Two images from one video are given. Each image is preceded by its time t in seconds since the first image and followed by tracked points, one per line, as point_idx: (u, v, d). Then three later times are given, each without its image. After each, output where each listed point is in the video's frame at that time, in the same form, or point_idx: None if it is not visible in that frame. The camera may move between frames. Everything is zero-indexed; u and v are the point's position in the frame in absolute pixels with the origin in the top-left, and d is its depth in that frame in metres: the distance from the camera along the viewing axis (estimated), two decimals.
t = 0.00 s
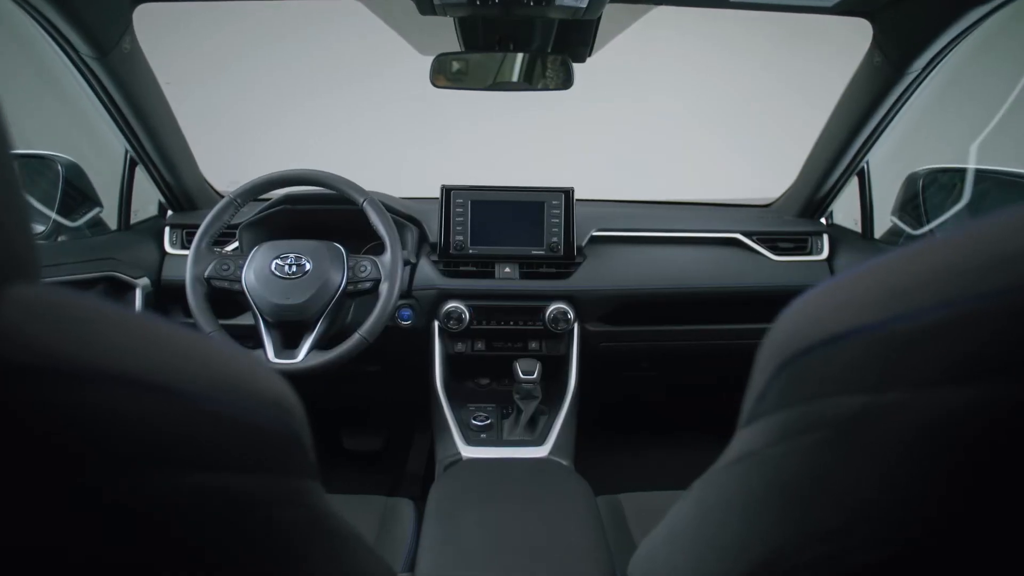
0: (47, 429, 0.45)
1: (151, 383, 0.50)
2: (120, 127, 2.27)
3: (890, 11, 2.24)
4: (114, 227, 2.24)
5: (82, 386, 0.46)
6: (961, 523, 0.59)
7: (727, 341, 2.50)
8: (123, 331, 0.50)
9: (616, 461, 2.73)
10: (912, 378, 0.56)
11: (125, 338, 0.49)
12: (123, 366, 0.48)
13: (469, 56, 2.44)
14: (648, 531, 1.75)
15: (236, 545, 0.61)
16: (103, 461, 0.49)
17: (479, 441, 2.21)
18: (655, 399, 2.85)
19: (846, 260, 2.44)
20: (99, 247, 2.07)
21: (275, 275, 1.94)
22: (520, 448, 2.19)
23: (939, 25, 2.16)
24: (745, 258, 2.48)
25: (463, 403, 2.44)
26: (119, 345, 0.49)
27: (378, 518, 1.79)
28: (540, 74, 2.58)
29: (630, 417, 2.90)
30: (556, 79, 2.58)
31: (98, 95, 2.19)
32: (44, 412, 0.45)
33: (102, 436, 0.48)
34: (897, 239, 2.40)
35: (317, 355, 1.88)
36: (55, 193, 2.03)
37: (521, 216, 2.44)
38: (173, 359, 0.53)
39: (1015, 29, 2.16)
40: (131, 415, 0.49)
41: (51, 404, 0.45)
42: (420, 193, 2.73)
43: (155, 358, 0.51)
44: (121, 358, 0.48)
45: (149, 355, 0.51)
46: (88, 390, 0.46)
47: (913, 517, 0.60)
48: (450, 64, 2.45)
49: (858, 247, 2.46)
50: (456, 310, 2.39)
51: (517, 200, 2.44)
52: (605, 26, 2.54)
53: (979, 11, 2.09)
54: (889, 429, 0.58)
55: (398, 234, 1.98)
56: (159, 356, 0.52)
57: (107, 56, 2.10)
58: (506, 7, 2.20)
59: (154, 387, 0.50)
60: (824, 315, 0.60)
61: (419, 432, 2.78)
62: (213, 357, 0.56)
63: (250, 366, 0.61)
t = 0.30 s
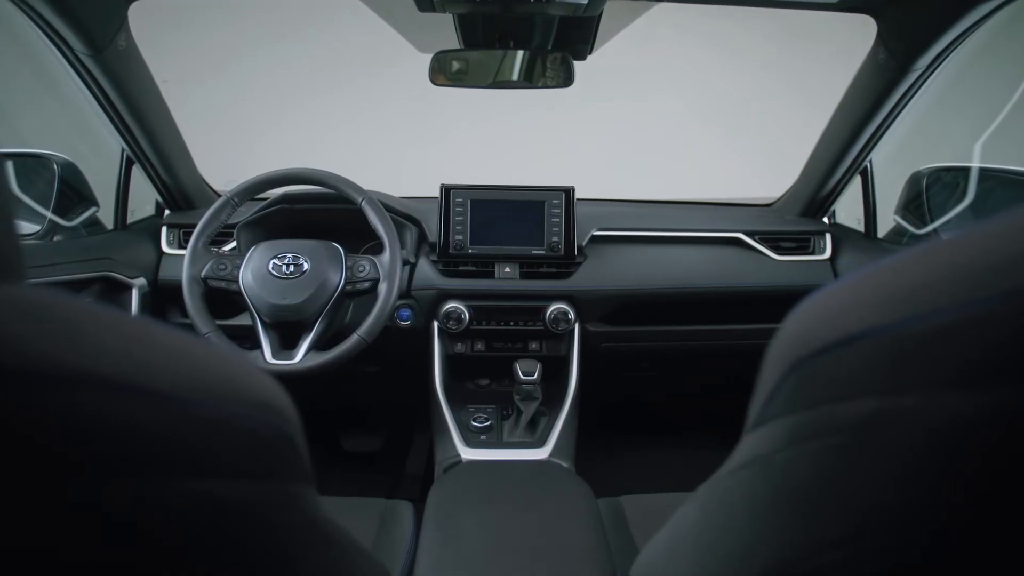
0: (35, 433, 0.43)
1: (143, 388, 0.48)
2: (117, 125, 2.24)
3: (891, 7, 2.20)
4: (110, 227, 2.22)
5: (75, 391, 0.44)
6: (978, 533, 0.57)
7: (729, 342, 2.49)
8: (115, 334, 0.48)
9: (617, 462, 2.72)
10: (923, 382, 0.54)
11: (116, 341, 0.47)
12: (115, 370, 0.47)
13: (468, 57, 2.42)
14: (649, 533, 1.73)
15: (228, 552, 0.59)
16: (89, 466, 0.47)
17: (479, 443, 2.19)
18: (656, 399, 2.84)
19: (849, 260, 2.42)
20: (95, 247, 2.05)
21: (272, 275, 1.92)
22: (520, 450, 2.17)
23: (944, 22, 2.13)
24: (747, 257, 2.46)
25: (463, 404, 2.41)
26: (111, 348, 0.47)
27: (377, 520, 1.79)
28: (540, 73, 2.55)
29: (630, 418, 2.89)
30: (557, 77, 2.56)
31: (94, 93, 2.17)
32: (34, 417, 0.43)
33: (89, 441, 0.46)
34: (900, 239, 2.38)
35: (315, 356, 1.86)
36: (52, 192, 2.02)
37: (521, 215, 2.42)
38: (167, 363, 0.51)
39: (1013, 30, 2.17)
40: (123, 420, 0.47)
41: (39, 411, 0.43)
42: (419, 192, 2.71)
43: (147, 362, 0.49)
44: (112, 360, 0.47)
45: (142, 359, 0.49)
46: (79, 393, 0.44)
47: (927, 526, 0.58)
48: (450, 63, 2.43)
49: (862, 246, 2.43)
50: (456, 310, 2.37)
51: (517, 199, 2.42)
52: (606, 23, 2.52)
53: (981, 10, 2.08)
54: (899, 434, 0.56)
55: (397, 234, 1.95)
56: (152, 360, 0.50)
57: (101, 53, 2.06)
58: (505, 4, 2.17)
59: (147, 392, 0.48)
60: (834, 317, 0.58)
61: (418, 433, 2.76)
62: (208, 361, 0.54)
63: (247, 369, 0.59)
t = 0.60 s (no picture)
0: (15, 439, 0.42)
1: (132, 393, 0.47)
2: (113, 124, 2.23)
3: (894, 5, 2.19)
4: (108, 226, 2.19)
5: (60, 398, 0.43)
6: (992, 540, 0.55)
7: (730, 342, 2.47)
8: (108, 336, 0.46)
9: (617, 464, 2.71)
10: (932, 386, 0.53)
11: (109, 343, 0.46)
12: (104, 375, 0.45)
13: (467, 56, 2.41)
14: (650, 535, 1.72)
15: (218, 559, 0.58)
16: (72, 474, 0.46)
17: (479, 444, 2.17)
18: (657, 400, 2.83)
19: (852, 260, 2.41)
20: (93, 246, 2.04)
21: (270, 275, 1.90)
22: (521, 451, 2.16)
23: (946, 19, 2.12)
24: (748, 257, 2.44)
25: (462, 404, 2.40)
26: (103, 351, 0.46)
27: (376, 522, 1.77)
28: (540, 72, 2.52)
29: (631, 419, 2.87)
30: (556, 76, 2.52)
31: (90, 91, 2.16)
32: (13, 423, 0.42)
33: (73, 447, 0.45)
34: (903, 238, 2.36)
35: (314, 356, 1.84)
36: (47, 191, 2.01)
37: (521, 214, 2.41)
38: (158, 365, 0.49)
39: (1014, 30, 2.15)
40: (110, 425, 0.46)
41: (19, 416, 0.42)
42: (419, 191, 2.70)
43: (139, 366, 0.48)
44: (101, 364, 0.45)
45: (133, 362, 0.47)
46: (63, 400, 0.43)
47: (940, 533, 0.56)
48: (450, 64, 2.42)
49: (864, 246, 2.42)
50: (455, 310, 2.35)
51: (517, 198, 2.40)
52: (606, 21, 2.50)
53: (983, 10, 2.07)
54: (908, 439, 0.55)
55: (396, 233, 1.94)
56: (144, 363, 0.48)
57: (96, 51, 2.05)
58: (505, 1, 2.16)
59: (137, 396, 0.47)
60: (839, 318, 0.57)
61: (418, 434, 2.75)
62: (203, 363, 0.53)
63: (243, 373, 0.57)
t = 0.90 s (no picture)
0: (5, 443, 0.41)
1: (123, 397, 0.45)
2: (109, 122, 2.20)
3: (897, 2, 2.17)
4: (104, 225, 2.18)
5: (49, 400, 0.41)
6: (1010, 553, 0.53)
7: (731, 342, 2.46)
8: (106, 338, 0.45)
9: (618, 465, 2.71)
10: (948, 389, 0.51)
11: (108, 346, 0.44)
12: (99, 378, 0.44)
13: (467, 54, 2.38)
14: (652, 537, 1.70)
15: (208, 565, 0.56)
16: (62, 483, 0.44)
17: (479, 446, 2.16)
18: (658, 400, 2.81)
19: (854, 260, 2.39)
20: (89, 246, 2.03)
21: (268, 275, 1.88)
22: (520, 452, 2.14)
23: (951, 17, 2.10)
24: (750, 256, 2.43)
25: (462, 405, 2.37)
26: (98, 354, 0.44)
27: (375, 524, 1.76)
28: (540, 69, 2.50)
29: (632, 419, 2.86)
30: (556, 74, 2.50)
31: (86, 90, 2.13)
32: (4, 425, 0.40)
33: (60, 454, 0.43)
34: (906, 238, 2.34)
35: (312, 356, 1.83)
36: (43, 190, 2.00)
37: (522, 214, 2.39)
38: (152, 368, 0.48)
39: (1016, 29, 2.14)
40: (102, 429, 0.45)
41: (9, 418, 0.40)
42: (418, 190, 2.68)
43: (133, 368, 0.46)
44: (95, 368, 0.44)
45: (127, 365, 0.46)
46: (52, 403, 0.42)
47: (956, 543, 0.54)
48: (450, 63, 2.40)
49: (867, 245, 2.40)
50: (455, 310, 2.34)
51: (517, 197, 2.39)
52: (607, 18, 2.48)
53: (987, 8, 2.05)
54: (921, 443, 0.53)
55: (395, 233, 1.92)
56: (138, 366, 0.47)
57: (91, 48, 2.02)
58: None
59: (129, 402, 0.46)
60: (850, 318, 0.55)
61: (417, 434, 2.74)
62: (201, 366, 0.51)
63: (239, 377, 0.56)
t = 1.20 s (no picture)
0: None
1: (108, 401, 0.44)
2: (106, 121, 2.19)
3: None
4: (102, 225, 2.17)
5: (54, 403, 0.41)
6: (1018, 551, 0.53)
7: (733, 342, 2.45)
8: (96, 336, 0.44)
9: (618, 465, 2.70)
10: (962, 389, 0.50)
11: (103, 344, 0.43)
12: (83, 380, 0.42)
13: (467, 54, 2.37)
14: (653, 538, 1.69)
15: (197, 568, 0.56)
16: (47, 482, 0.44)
17: (479, 447, 2.14)
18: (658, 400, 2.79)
19: (857, 260, 2.38)
20: (86, 245, 2.01)
21: (266, 274, 1.87)
22: (520, 454, 2.13)
23: (955, 14, 2.08)
24: (751, 256, 2.41)
25: (462, 406, 2.36)
26: (84, 355, 0.43)
27: (374, 526, 1.75)
28: (540, 68, 2.47)
29: (633, 419, 2.85)
30: (556, 72, 2.47)
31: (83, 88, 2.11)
32: None
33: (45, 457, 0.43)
34: (909, 237, 2.33)
35: (311, 356, 1.82)
36: (40, 188, 1.98)
37: (522, 213, 2.38)
38: (143, 369, 0.46)
39: (1017, 29, 2.13)
40: (90, 432, 0.44)
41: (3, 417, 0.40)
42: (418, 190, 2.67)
43: (121, 368, 0.45)
44: (85, 370, 0.42)
45: (115, 367, 0.45)
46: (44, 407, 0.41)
47: (966, 544, 0.54)
48: (450, 63, 2.40)
49: (868, 245, 2.39)
50: (455, 310, 2.32)
51: (517, 196, 2.37)
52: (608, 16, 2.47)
53: (989, 7, 2.04)
54: (933, 443, 0.52)
55: (394, 232, 1.91)
56: (128, 367, 0.45)
57: (88, 46, 2.00)
58: None
59: (116, 404, 0.44)
60: (860, 318, 0.53)
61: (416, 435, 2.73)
62: (194, 368, 0.50)
63: (236, 380, 0.54)
